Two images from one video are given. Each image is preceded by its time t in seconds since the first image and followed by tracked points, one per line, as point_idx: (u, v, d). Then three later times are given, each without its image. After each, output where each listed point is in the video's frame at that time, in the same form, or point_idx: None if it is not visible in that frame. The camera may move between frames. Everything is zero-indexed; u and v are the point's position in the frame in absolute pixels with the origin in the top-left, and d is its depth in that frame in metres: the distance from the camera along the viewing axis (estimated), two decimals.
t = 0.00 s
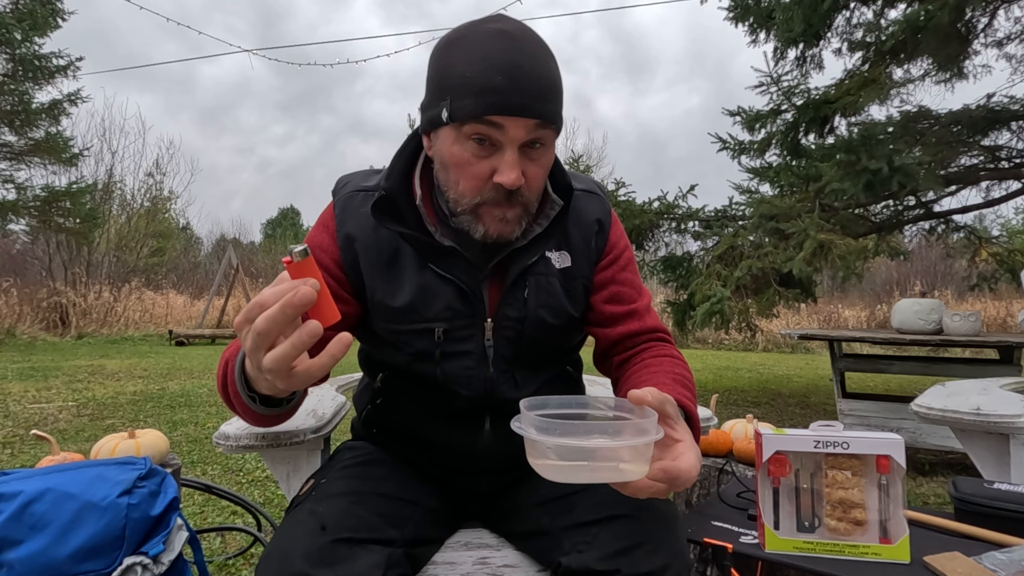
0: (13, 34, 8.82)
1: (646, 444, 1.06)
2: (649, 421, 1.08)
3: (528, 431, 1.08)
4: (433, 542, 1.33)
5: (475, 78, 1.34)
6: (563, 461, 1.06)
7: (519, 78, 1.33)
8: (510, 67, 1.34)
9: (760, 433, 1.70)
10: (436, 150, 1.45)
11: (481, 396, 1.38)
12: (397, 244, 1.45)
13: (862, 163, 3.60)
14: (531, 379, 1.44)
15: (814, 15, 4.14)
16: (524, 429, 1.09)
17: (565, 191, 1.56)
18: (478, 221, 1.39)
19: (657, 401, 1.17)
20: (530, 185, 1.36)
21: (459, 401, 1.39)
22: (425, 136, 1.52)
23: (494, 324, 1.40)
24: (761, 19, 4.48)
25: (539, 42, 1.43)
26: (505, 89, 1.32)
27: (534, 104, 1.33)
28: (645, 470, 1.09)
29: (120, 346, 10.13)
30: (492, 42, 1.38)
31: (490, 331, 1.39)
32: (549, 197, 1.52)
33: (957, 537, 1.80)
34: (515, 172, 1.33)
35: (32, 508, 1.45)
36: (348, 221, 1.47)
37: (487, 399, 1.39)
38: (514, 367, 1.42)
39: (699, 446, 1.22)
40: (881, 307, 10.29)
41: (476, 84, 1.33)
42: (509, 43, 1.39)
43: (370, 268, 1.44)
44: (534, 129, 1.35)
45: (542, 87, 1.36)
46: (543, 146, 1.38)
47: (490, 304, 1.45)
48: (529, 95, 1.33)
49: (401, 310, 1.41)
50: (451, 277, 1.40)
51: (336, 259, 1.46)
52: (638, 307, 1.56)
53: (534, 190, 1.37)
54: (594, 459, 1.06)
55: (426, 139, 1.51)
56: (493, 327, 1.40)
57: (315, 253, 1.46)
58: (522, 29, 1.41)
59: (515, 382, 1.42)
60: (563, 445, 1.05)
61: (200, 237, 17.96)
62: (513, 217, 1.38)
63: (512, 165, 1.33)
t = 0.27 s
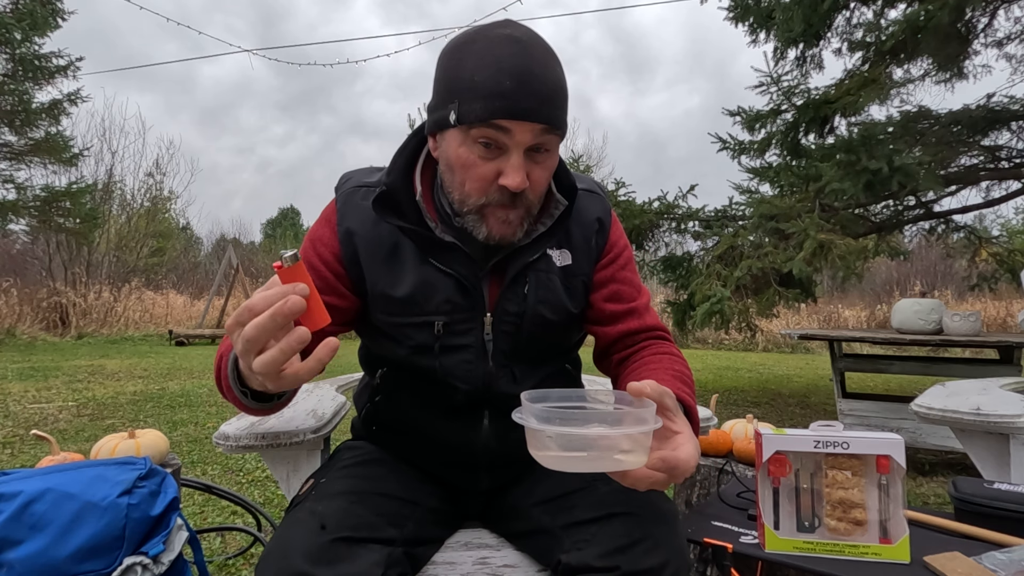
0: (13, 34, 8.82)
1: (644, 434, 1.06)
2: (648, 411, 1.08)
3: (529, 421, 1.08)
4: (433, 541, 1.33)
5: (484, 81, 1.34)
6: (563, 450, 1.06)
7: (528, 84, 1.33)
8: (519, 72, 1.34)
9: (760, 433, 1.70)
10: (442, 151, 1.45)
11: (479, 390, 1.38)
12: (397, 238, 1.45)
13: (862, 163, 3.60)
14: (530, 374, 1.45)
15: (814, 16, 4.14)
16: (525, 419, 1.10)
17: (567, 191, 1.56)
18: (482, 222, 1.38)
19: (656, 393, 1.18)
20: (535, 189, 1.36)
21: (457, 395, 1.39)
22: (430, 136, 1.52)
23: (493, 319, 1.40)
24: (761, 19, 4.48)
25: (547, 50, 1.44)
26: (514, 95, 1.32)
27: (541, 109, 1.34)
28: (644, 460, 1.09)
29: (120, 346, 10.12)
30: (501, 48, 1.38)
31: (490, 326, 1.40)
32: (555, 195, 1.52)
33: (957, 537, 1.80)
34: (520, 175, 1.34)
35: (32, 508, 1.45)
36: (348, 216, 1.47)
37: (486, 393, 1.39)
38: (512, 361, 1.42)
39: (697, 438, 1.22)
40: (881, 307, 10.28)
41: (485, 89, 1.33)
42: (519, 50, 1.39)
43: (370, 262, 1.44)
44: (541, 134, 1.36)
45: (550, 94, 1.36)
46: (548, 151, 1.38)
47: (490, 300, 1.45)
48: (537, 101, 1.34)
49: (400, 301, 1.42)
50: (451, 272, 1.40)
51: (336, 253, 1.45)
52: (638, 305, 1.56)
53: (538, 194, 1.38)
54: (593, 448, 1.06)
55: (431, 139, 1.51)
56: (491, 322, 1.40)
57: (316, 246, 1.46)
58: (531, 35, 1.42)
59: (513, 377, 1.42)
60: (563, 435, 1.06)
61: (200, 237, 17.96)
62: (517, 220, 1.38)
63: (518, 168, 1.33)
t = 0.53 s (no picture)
0: (13, 34, 8.82)
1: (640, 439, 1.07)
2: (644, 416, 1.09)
3: (526, 426, 1.08)
4: (433, 541, 1.33)
5: (477, 77, 1.34)
6: (560, 454, 1.07)
7: (521, 77, 1.33)
8: (512, 66, 1.34)
9: (760, 433, 1.70)
10: (440, 148, 1.45)
11: (479, 388, 1.38)
12: (398, 237, 1.45)
13: (862, 163, 3.60)
14: (531, 372, 1.44)
15: (814, 16, 4.14)
16: (522, 423, 1.09)
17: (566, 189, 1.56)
18: (482, 216, 1.39)
19: (652, 396, 1.17)
20: (533, 181, 1.37)
21: (457, 392, 1.38)
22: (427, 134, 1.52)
23: (493, 317, 1.40)
24: (761, 19, 4.48)
25: (539, 43, 1.44)
26: (506, 88, 1.32)
27: (534, 101, 1.34)
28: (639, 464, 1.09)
29: (120, 346, 10.13)
30: (492, 44, 1.38)
31: (490, 323, 1.40)
32: (551, 193, 1.52)
33: (958, 537, 1.80)
34: (517, 167, 1.34)
35: (32, 508, 1.45)
36: (350, 215, 1.47)
37: (486, 392, 1.39)
38: (512, 359, 1.42)
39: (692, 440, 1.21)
40: (881, 307, 10.28)
41: (478, 84, 1.34)
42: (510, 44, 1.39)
43: (371, 261, 1.43)
44: (536, 126, 1.35)
45: (543, 86, 1.36)
46: (545, 142, 1.38)
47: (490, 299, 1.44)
48: (530, 93, 1.34)
49: (402, 299, 1.41)
50: (451, 270, 1.40)
51: (337, 252, 1.45)
52: (637, 306, 1.56)
53: (536, 186, 1.38)
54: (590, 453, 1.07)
55: (429, 138, 1.52)
56: (492, 319, 1.40)
57: (319, 247, 1.46)
58: (522, 29, 1.42)
59: (514, 375, 1.42)
60: (560, 440, 1.06)
61: (200, 237, 17.96)
62: (516, 212, 1.38)
63: (515, 161, 1.33)
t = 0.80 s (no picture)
0: (13, 34, 8.81)
1: (631, 440, 1.07)
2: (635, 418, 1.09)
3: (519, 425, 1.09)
4: (433, 542, 1.33)
5: (460, 85, 1.34)
6: (553, 454, 1.07)
7: (504, 81, 1.33)
8: (493, 71, 1.34)
9: (760, 433, 1.70)
10: (435, 159, 1.45)
11: (479, 385, 1.38)
12: (400, 235, 1.45)
13: (862, 163, 3.60)
14: (531, 369, 1.45)
15: (814, 16, 4.14)
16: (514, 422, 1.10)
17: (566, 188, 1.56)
18: (479, 224, 1.37)
19: (646, 398, 1.18)
20: (526, 183, 1.35)
21: (458, 390, 1.38)
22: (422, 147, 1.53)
23: (494, 314, 1.40)
24: (761, 19, 4.49)
25: (524, 44, 1.43)
26: (490, 93, 1.32)
27: (519, 104, 1.33)
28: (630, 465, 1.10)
29: (120, 346, 10.12)
30: (474, 49, 1.38)
31: (490, 319, 1.39)
32: (552, 193, 1.53)
33: (958, 537, 1.80)
34: (509, 172, 1.33)
35: (32, 508, 1.45)
36: (352, 213, 1.47)
37: (486, 389, 1.38)
38: (513, 356, 1.42)
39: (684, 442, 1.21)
40: (881, 307, 10.28)
41: (463, 91, 1.34)
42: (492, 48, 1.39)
43: (373, 259, 1.44)
44: (524, 129, 1.35)
45: (528, 88, 1.36)
46: (535, 144, 1.37)
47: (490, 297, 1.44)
48: (515, 96, 1.33)
49: (404, 296, 1.41)
50: (452, 267, 1.40)
51: (339, 250, 1.45)
52: (636, 305, 1.56)
53: (530, 188, 1.36)
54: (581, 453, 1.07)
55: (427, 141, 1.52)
56: (493, 316, 1.40)
57: (323, 246, 1.46)
58: (504, 34, 1.42)
59: (514, 372, 1.42)
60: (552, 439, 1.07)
61: (199, 237, 17.96)
62: (513, 217, 1.37)
63: (506, 165, 1.33)
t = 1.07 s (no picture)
0: (13, 34, 8.81)
1: (627, 447, 1.07)
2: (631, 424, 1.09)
3: (516, 433, 1.09)
4: (433, 542, 1.33)
5: (466, 88, 1.34)
6: (550, 462, 1.07)
7: (511, 84, 1.32)
8: (500, 73, 1.34)
9: (760, 433, 1.70)
10: (438, 159, 1.45)
11: (477, 384, 1.37)
12: (399, 235, 1.45)
13: (863, 163, 3.60)
14: (530, 368, 1.45)
15: (814, 16, 4.14)
16: (512, 430, 1.10)
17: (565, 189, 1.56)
18: (483, 223, 1.38)
19: (641, 404, 1.17)
20: (530, 184, 1.36)
21: (457, 389, 1.38)
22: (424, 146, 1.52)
23: (493, 313, 1.40)
24: (761, 19, 4.48)
25: (529, 47, 1.43)
26: (498, 96, 1.31)
27: (525, 107, 1.33)
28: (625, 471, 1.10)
29: (120, 346, 10.12)
30: (481, 52, 1.38)
31: (490, 319, 1.40)
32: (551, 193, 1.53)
33: (958, 537, 1.80)
34: (515, 174, 1.33)
35: (32, 508, 1.45)
36: (352, 213, 1.47)
37: (485, 389, 1.38)
38: (512, 355, 1.42)
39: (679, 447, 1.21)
40: (881, 307, 10.28)
41: (469, 94, 1.33)
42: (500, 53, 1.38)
43: (371, 259, 1.44)
44: (531, 131, 1.34)
45: (534, 92, 1.35)
46: (540, 146, 1.37)
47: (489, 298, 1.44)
48: (522, 100, 1.33)
49: (403, 296, 1.41)
50: (450, 267, 1.41)
51: (338, 249, 1.44)
52: (633, 306, 1.56)
53: (535, 189, 1.37)
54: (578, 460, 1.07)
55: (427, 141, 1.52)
56: (491, 315, 1.40)
57: (322, 246, 1.45)
58: (510, 35, 1.41)
59: (513, 372, 1.42)
60: (549, 447, 1.06)
61: (199, 237, 17.96)
62: (517, 218, 1.38)
63: (510, 167, 1.33)
